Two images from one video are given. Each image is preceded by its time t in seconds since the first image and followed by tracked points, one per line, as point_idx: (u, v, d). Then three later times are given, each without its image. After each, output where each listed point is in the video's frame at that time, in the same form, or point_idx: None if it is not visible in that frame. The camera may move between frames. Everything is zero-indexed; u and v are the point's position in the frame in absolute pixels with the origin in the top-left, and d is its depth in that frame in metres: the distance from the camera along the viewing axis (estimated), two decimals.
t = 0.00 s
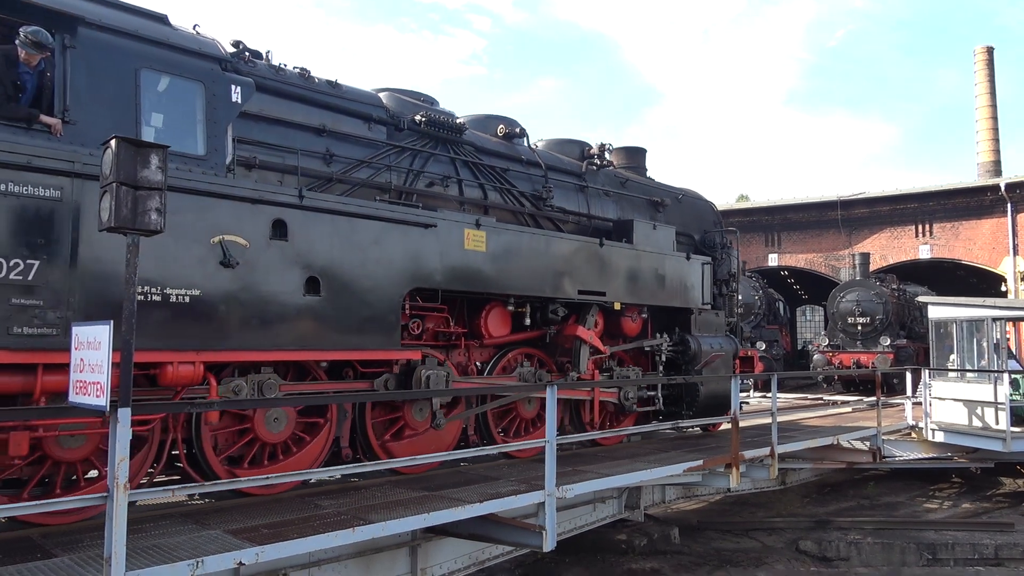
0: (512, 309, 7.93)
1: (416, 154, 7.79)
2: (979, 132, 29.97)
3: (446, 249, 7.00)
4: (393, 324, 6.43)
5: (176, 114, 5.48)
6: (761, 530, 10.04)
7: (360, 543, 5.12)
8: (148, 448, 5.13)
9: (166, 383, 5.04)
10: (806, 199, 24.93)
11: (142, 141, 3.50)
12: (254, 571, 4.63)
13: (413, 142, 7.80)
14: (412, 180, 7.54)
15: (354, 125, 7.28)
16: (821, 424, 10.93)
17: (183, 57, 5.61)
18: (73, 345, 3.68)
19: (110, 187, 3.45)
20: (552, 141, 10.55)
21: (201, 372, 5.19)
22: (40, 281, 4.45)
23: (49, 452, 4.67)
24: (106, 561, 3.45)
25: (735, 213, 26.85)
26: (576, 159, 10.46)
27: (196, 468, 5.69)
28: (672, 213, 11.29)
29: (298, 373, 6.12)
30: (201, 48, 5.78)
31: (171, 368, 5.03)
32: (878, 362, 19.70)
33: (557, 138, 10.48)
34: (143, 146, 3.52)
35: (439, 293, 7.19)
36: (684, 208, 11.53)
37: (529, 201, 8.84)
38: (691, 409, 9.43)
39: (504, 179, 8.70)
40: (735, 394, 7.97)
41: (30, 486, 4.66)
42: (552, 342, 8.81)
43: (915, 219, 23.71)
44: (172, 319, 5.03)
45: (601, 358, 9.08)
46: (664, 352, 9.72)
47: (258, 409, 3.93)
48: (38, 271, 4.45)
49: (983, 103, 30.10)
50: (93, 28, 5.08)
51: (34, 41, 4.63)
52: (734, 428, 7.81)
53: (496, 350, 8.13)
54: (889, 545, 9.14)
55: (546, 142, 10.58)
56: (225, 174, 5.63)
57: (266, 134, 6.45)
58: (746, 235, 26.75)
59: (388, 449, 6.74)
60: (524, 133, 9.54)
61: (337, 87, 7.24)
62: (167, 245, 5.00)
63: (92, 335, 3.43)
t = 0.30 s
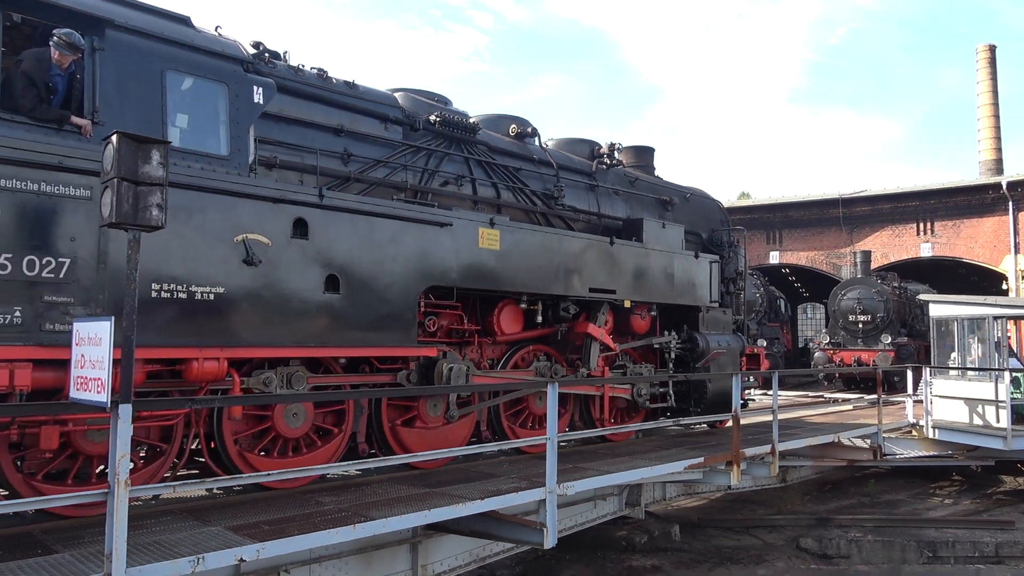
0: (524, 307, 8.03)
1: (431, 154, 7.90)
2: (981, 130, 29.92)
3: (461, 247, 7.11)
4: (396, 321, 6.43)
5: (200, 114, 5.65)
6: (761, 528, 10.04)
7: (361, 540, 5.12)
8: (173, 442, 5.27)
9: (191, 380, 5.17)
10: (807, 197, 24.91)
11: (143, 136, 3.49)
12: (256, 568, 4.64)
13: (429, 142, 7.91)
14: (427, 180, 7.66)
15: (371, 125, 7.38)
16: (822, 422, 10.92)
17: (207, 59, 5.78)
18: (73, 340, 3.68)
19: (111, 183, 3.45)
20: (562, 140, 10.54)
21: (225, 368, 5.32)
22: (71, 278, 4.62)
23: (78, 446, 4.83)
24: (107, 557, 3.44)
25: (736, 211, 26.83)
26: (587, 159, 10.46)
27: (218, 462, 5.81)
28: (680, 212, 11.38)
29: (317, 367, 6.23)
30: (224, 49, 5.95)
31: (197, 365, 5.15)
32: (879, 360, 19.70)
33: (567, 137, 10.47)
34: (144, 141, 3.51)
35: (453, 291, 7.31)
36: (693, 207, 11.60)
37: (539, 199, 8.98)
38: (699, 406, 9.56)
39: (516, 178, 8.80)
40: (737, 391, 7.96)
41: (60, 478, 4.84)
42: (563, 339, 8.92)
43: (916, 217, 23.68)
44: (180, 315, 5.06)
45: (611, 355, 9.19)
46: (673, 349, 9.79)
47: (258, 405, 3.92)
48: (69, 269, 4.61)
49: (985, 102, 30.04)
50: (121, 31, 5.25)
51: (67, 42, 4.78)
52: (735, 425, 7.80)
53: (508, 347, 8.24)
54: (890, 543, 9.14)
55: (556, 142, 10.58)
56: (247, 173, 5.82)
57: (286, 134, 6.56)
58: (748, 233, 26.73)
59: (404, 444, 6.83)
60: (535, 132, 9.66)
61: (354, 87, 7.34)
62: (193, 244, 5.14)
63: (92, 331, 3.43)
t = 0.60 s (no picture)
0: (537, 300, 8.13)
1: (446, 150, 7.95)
2: (984, 124, 29.83)
3: (476, 242, 7.21)
4: (399, 314, 6.46)
5: (223, 112, 5.69)
6: (761, 521, 10.07)
7: (362, 532, 5.14)
8: (199, 432, 5.42)
9: (216, 372, 5.33)
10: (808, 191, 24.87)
11: (145, 129, 3.48)
12: (257, 559, 4.66)
13: (443, 139, 7.96)
14: (442, 176, 7.73)
15: (387, 122, 7.42)
16: (823, 416, 10.94)
17: (229, 57, 5.83)
18: (75, 333, 3.70)
19: (112, 176, 3.44)
20: (572, 136, 10.62)
21: (249, 361, 5.47)
22: (101, 272, 4.75)
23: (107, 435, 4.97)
24: (109, 549, 3.46)
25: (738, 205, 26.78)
26: (596, 155, 10.55)
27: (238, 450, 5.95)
28: (688, 207, 11.41)
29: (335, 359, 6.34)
30: (245, 48, 6.00)
31: (222, 357, 5.32)
32: (880, 354, 19.69)
33: (577, 134, 10.53)
34: (146, 134, 3.50)
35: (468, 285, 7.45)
36: (701, 202, 11.62)
37: (551, 195, 9.01)
38: (708, 399, 9.72)
39: (529, 174, 8.83)
40: (738, 385, 7.95)
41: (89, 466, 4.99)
42: (574, 333, 9.04)
43: (919, 212, 23.66)
44: (197, 309, 5.13)
45: (622, 348, 9.30)
46: (682, 343, 9.91)
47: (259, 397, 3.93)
48: (99, 263, 4.74)
49: (988, 95, 29.96)
50: (145, 30, 5.32)
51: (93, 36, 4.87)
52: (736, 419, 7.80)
53: (520, 340, 8.37)
54: (890, 536, 9.16)
55: (566, 138, 10.67)
56: (269, 170, 5.88)
57: (305, 131, 6.58)
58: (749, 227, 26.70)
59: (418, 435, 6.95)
60: (547, 129, 9.71)
61: (370, 84, 7.36)
62: (217, 239, 5.25)
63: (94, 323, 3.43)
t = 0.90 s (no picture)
0: (549, 293, 8.19)
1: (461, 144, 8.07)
2: (990, 116, 29.65)
3: (491, 236, 7.29)
4: (408, 307, 6.47)
5: (247, 108, 5.78)
6: (763, 513, 10.09)
7: (365, 523, 5.16)
8: (221, 422, 5.48)
9: (241, 363, 5.45)
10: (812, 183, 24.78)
11: (147, 120, 3.47)
12: (261, 549, 4.68)
13: (458, 133, 8.06)
14: (457, 170, 7.85)
15: (404, 116, 7.52)
16: (825, 408, 10.93)
17: (252, 53, 5.91)
18: (78, 325, 3.70)
19: (114, 167, 3.43)
20: (582, 130, 10.62)
21: (273, 352, 5.59)
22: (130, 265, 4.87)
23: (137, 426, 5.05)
24: (114, 540, 3.46)
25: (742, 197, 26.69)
26: (607, 149, 10.52)
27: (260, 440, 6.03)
28: (698, 200, 11.45)
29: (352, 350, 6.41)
30: (268, 43, 6.06)
31: (247, 348, 5.43)
32: (883, 347, 19.66)
33: (587, 127, 10.52)
34: (148, 125, 3.49)
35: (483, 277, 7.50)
36: (709, 195, 11.66)
37: (563, 188, 9.08)
38: (718, 391, 9.84)
39: (542, 168, 8.91)
40: (741, 377, 7.94)
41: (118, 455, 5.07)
42: (586, 326, 9.08)
43: (923, 204, 23.58)
44: (218, 301, 5.23)
45: (633, 340, 9.36)
46: (693, 335, 9.97)
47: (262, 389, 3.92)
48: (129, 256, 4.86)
49: (994, 87, 29.79)
50: (173, 27, 5.39)
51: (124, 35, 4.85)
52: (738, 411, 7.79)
53: (532, 333, 8.41)
54: (893, 529, 9.17)
55: (576, 132, 10.67)
56: (291, 164, 5.98)
57: (324, 126, 6.71)
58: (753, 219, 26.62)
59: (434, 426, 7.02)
60: (558, 122, 9.68)
61: (387, 79, 7.46)
62: (242, 232, 5.37)
63: (98, 315, 3.42)
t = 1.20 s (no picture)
0: (563, 290, 8.27)
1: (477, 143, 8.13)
2: (996, 112, 29.51)
3: (507, 234, 7.31)
4: (423, 304, 6.47)
5: (272, 108, 5.84)
6: (767, 509, 10.09)
7: (370, 519, 5.18)
8: (245, 416, 5.57)
9: (266, 358, 5.49)
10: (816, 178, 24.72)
11: (151, 116, 3.47)
12: (266, 544, 4.70)
13: (474, 132, 8.13)
14: (473, 168, 7.91)
15: (421, 116, 7.58)
16: (830, 405, 10.92)
17: (276, 55, 5.96)
18: (84, 321, 3.70)
19: (119, 163, 3.43)
20: (594, 129, 10.65)
21: (297, 348, 5.63)
22: (161, 263, 4.86)
23: (164, 419, 5.13)
24: (119, 535, 3.48)
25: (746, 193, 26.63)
26: (618, 147, 10.56)
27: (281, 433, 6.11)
28: (708, 198, 11.48)
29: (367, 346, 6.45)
30: (291, 45, 6.12)
31: (272, 344, 5.47)
32: (888, 343, 19.61)
33: (599, 125, 10.56)
34: (153, 121, 3.49)
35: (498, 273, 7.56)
36: (719, 193, 11.70)
37: (576, 186, 9.13)
38: (729, 387, 9.90)
39: (556, 166, 8.97)
40: (744, 374, 7.93)
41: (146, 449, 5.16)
42: (598, 322, 9.15)
43: (928, 200, 23.49)
44: (240, 299, 5.25)
45: (644, 336, 9.42)
46: (704, 332, 10.01)
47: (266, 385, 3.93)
48: (160, 254, 4.86)
49: (1001, 82, 29.65)
50: (199, 29, 5.43)
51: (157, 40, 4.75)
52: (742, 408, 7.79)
53: (546, 329, 8.47)
54: (896, 525, 9.16)
55: (588, 130, 10.69)
56: (314, 164, 6.05)
57: (345, 125, 6.78)
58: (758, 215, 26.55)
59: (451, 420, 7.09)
60: (571, 121, 9.75)
61: (404, 79, 7.53)
62: (266, 231, 5.41)
63: (102, 311, 3.44)
